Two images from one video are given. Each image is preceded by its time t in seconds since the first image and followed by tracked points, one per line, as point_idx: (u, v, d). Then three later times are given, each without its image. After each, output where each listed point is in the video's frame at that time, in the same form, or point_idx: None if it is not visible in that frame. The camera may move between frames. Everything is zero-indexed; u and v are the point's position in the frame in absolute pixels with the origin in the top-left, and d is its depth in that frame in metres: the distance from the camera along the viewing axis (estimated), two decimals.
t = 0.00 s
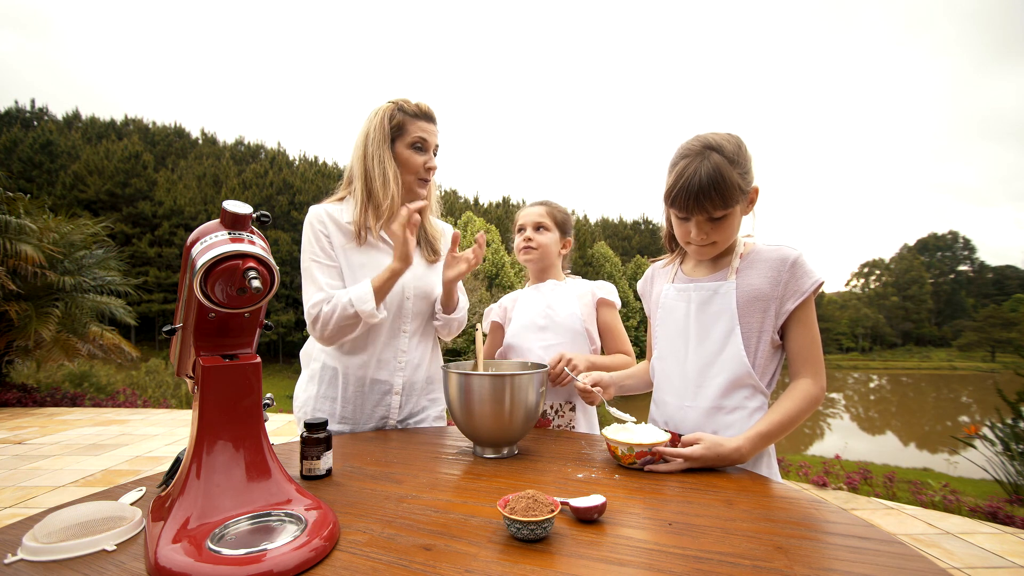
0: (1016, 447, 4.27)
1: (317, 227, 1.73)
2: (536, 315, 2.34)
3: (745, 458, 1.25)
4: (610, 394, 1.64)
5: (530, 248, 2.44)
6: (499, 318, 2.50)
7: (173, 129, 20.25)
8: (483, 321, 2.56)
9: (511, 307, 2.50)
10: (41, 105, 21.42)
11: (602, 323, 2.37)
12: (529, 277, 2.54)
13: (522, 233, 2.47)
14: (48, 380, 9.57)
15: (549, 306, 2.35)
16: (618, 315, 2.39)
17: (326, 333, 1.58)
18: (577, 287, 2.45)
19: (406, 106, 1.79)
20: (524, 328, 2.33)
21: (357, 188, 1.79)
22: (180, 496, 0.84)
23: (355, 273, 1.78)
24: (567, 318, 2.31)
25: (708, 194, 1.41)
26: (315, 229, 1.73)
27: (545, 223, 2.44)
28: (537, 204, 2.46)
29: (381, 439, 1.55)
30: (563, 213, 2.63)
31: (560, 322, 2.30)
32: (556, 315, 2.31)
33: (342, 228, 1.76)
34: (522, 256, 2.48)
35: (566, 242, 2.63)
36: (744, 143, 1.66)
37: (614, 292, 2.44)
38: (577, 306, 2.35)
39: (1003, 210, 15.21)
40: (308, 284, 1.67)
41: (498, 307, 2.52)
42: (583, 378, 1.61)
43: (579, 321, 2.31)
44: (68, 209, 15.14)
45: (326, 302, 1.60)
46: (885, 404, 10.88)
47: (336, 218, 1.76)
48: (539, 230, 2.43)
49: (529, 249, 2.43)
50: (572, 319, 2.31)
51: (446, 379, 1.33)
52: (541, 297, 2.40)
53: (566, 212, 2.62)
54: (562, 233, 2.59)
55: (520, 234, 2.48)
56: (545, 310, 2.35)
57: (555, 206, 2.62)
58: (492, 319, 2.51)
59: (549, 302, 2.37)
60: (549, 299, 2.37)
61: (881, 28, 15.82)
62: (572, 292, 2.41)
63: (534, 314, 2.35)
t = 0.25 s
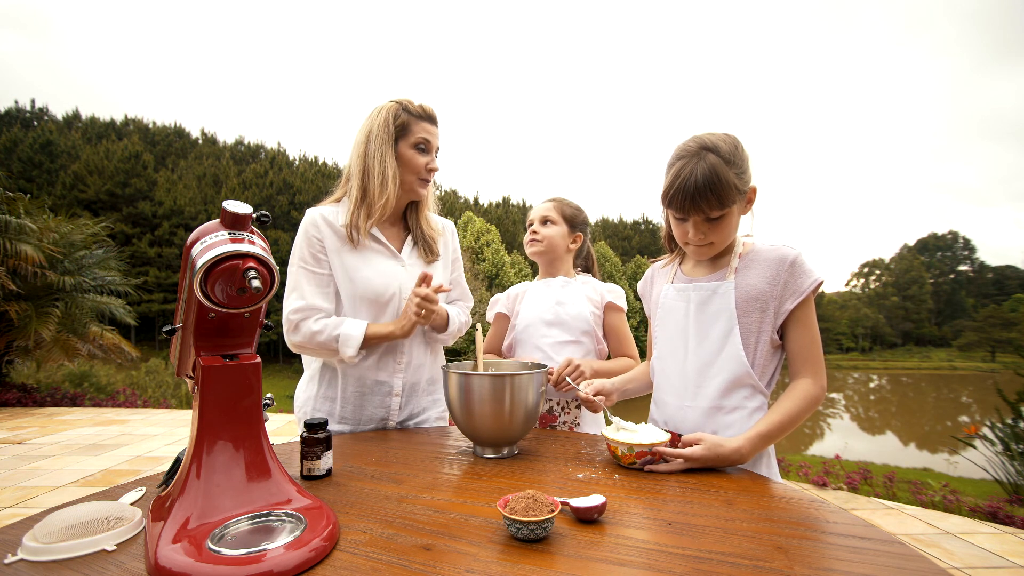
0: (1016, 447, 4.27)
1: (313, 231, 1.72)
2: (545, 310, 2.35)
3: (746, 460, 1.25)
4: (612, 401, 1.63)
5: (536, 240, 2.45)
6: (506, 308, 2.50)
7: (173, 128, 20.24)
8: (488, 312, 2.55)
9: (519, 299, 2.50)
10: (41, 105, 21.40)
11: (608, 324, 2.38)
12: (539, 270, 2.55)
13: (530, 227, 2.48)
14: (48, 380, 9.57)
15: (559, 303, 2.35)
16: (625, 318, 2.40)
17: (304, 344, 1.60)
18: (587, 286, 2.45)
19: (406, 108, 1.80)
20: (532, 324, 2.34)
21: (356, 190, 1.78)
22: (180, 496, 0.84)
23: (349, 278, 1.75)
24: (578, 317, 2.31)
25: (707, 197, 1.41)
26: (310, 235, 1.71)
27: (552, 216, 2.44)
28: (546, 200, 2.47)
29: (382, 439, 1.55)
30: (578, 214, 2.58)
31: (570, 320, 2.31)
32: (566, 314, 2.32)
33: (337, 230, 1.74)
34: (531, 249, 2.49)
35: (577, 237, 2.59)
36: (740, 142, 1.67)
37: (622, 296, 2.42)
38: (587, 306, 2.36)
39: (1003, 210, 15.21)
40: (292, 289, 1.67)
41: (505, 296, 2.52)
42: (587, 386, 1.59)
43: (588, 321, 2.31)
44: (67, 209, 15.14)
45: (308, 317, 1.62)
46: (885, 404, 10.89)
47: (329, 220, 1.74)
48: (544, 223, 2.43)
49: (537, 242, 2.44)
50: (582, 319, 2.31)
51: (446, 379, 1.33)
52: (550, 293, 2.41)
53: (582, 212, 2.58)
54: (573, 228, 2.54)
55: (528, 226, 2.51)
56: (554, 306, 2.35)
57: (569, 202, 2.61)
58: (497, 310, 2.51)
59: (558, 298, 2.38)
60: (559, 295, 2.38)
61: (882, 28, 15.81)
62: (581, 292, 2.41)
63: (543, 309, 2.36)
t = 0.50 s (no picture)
0: (1016, 447, 4.28)
1: (312, 232, 1.72)
2: (547, 327, 2.34)
3: (746, 460, 1.25)
4: (615, 405, 1.64)
5: (541, 251, 2.42)
6: (507, 319, 2.49)
7: (174, 129, 20.23)
8: (492, 318, 2.53)
9: (520, 309, 2.48)
10: (41, 105, 21.40)
11: (610, 339, 2.40)
12: (542, 279, 2.52)
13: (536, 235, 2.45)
14: (48, 380, 9.57)
15: (561, 321, 2.35)
16: (626, 337, 2.42)
17: (298, 349, 1.66)
18: (591, 302, 2.43)
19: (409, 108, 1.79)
20: (536, 339, 2.35)
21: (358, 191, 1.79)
22: (180, 496, 0.84)
23: (346, 278, 1.75)
24: (580, 338, 2.30)
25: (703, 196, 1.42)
26: (308, 237, 1.72)
27: (558, 227, 2.41)
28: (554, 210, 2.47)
29: (382, 439, 1.55)
30: (588, 221, 2.57)
31: (572, 340, 2.30)
32: (568, 331, 2.31)
33: (340, 230, 1.74)
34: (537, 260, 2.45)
35: (585, 248, 2.53)
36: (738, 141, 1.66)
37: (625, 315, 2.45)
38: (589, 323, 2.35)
39: (1002, 210, 15.22)
40: (288, 290, 1.71)
41: (506, 305, 2.49)
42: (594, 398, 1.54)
43: (589, 341, 2.31)
44: (67, 209, 15.14)
45: (299, 323, 1.67)
46: (885, 405, 10.88)
47: (328, 220, 1.74)
48: (550, 232, 2.41)
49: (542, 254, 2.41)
50: (584, 339, 2.31)
51: (446, 379, 1.33)
52: (553, 308, 2.39)
53: (590, 220, 2.57)
54: (580, 238, 2.50)
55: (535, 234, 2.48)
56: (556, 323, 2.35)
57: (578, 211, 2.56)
58: (501, 320, 2.49)
59: (561, 315, 2.37)
60: (561, 313, 2.36)
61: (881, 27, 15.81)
62: (584, 308, 2.39)
63: (545, 326, 2.35)
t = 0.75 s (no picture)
0: (1016, 447, 4.30)
1: (315, 233, 1.72)
2: (543, 325, 2.33)
3: (746, 461, 1.25)
4: (615, 410, 1.61)
5: (536, 249, 2.42)
6: (503, 317, 2.47)
7: (174, 129, 20.24)
8: (487, 317, 2.51)
9: (516, 308, 2.47)
10: (42, 105, 21.43)
11: (606, 336, 2.40)
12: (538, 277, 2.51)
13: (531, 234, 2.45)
14: (48, 381, 9.58)
15: (556, 319, 2.35)
16: (622, 335, 2.43)
17: (299, 348, 1.67)
18: (586, 301, 2.43)
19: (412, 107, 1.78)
20: (531, 337, 2.34)
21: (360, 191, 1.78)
22: (180, 497, 0.84)
23: (349, 280, 1.75)
24: (576, 335, 2.30)
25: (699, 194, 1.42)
26: (312, 238, 1.71)
27: (552, 224, 2.42)
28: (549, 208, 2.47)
29: (382, 439, 1.55)
30: (584, 220, 2.56)
31: (567, 337, 2.30)
32: (563, 329, 2.31)
33: (341, 230, 1.74)
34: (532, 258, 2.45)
35: (579, 245, 2.53)
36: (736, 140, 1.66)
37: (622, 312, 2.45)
38: (584, 321, 2.34)
39: (1002, 211, 15.23)
40: (289, 292, 1.71)
41: (502, 302, 2.48)
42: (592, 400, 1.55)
43: (585, 338, 2.30)
44: (67, 209, 15.16)
45: (301, 323, 1.67)
46: (885, 405, 10.88)
47: (331, 221, 1.74)
48: (544, 230, 2.41)
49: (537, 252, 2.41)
50: (580, 336, 2.30)
51: (446, 379, 1.33)
52: (549, 307, 2.39)
53: (587, 218, 2.57)
54: (576, 235, 2.50)
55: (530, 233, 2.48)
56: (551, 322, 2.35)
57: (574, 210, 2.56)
58: (496, 318, 2.47)
59: (556, 314, 2.37)
60: (556, 312, 2.37)
61: (881, 28, 15.81)
62: (580, 307, 2.39)
63: (541, 324, 2.35)
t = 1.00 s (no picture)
0: (1017, 449, 4.32)
1: (320, 230, 1.74)
2: (536, 323, 2.32)
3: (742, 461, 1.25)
4: (618, 404, 1.61)
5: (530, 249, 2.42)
6: (496, 316, 2.46)
7: (174, 130, 20.25)
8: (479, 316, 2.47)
9: (509, 307, 2.46)
10: (43, 106, 21.46)
11: (597, 334, 2.38)
12: (531, 278, 2.51)
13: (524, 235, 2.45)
14: (48, 382, 9.58)
15: (550, 318, 2.33)
16: (613, 334, 2.40)
17: (298, 341, 1.67)
18: (578, 301, 2.44)
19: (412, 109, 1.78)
20: (524, 335, 2.32)
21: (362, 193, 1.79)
22: (180, 498, 0.84)
23: (351, 278, 1.76)
24: (568, 335, 2.29)
25: (694, 193, 1.43)
26: (317, 234, 1.73)
27: (546, 225, 2.42)
28: (544, 208, 2.47)
29: (381, 440, 1.55)
30: (577, 220, 2.57)
31: (560, 337, 2.29)
32: (556, 328, 2.30)
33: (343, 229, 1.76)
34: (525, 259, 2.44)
35: (573, 246, 2.53)
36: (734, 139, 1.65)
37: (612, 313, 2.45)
38: (577, 320, 2.34)
39: (1002, 212, 15.25)
40: (293, 285, 1.73)
41: (495, 302, 2.46)
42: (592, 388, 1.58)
43: (575, 336, 2.30)
44: (68, 210, 15.17)
45: (301, 315, 1.68)
46: (885, 406, 10.88)
47: (336, 220, 1.76)
48: (538, 230, 2.41)
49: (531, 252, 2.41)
50: (572, 336, 2.30)
51: (446, 380, 1.34)
52: (542, 306, 2.38)
53: (579, 218, 2.58)
54: (569, 236, 2.51)
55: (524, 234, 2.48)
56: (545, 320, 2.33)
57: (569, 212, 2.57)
58: (488, 318, 2.44)
59: (549, 313, 2.36)
60: (549, 311, 2.36)
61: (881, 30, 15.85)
62: (573, 307, 2.38)
63: (534, 322, 2.33)
